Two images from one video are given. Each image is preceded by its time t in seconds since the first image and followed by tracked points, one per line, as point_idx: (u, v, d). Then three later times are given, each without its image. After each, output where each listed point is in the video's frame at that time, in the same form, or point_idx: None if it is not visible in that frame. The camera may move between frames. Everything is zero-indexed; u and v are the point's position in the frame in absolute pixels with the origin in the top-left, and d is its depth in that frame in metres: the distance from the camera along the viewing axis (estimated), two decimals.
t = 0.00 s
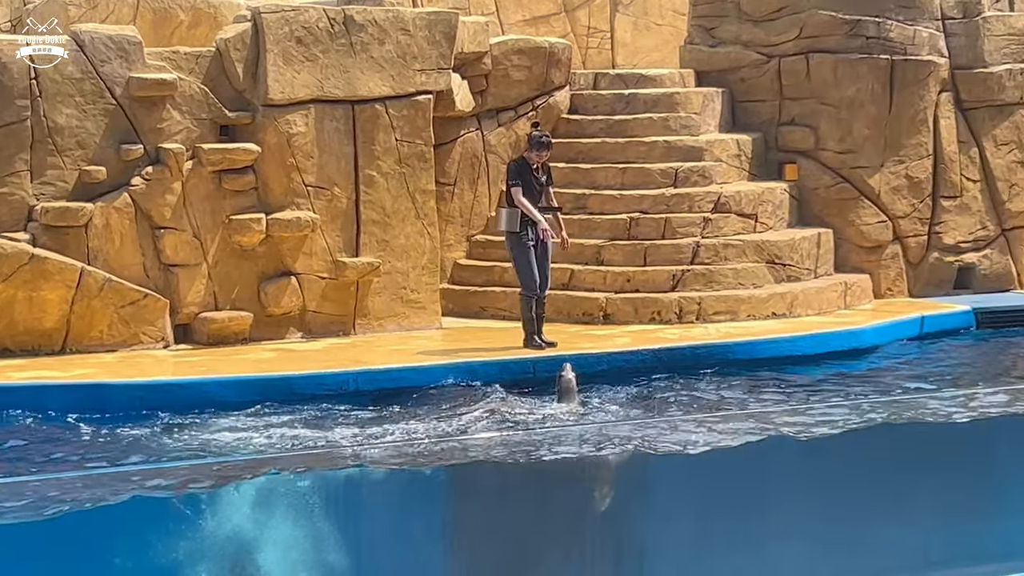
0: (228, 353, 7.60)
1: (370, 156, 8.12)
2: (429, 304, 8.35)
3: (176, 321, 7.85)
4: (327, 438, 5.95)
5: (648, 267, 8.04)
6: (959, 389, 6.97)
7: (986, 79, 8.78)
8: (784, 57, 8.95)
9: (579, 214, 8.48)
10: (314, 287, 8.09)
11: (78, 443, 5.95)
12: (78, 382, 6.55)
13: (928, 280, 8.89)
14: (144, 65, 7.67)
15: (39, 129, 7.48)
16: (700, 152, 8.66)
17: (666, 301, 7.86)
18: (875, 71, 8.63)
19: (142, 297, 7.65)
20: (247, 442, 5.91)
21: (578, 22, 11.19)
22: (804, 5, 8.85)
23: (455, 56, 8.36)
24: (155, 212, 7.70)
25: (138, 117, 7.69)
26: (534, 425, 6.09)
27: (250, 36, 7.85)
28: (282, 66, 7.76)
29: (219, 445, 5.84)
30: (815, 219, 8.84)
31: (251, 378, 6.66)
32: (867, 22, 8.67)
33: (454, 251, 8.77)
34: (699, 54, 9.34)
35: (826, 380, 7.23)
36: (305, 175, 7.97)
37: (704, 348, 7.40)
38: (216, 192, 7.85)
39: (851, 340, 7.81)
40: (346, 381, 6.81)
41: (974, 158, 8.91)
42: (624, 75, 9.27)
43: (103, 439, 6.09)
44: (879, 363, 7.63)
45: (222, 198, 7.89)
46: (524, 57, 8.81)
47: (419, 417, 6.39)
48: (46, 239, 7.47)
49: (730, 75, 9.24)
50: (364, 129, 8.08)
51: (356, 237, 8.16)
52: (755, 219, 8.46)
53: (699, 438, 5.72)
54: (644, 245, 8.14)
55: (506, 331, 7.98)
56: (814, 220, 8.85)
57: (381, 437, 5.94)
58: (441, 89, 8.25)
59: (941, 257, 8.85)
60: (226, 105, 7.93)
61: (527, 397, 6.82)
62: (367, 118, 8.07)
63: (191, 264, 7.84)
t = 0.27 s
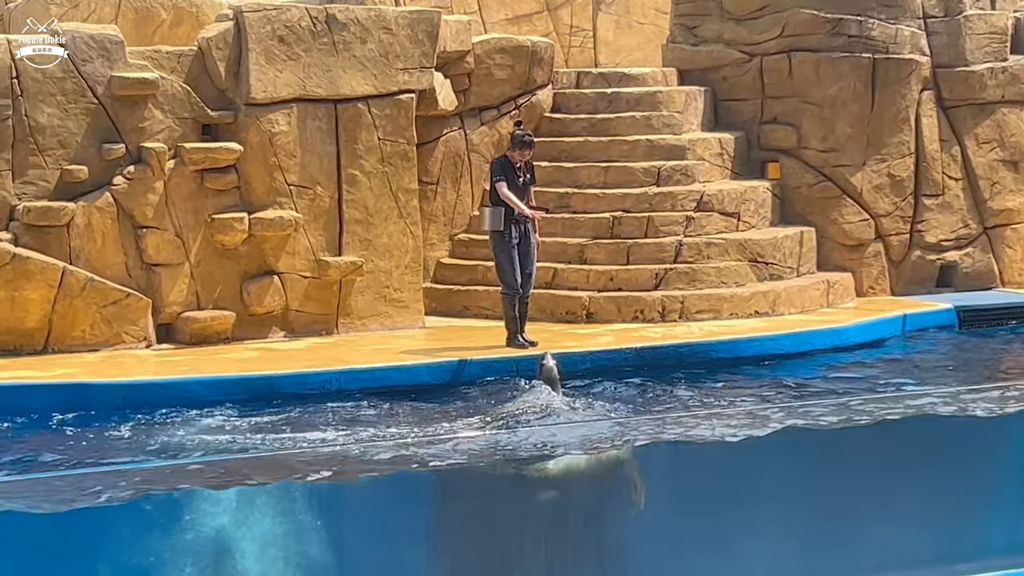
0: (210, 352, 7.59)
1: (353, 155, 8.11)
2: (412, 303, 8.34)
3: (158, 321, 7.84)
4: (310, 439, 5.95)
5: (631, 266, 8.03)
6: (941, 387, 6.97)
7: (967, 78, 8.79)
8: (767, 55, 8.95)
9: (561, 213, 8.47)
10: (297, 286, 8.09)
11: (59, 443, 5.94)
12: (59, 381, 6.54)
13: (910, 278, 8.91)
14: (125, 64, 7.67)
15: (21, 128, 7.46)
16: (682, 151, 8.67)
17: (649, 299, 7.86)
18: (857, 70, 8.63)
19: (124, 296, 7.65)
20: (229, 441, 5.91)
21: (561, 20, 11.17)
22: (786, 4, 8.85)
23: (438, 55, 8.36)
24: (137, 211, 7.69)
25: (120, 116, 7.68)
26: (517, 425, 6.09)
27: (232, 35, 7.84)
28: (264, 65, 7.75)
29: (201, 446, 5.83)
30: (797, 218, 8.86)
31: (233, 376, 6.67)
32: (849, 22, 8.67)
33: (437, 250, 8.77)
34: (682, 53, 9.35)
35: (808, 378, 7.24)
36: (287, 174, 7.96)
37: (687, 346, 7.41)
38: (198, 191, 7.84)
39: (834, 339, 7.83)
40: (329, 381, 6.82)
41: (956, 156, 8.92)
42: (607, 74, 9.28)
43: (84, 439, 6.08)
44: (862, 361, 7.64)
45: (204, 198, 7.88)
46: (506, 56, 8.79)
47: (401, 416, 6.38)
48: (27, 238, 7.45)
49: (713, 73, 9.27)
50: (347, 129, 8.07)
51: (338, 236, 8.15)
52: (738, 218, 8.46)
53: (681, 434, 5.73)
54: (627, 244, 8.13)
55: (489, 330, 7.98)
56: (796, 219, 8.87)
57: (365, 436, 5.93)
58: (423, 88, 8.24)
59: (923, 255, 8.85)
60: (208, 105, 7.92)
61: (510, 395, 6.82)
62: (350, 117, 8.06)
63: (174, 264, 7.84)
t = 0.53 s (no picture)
0: (202, 352, 7.59)
1: (346, 155, 8.11)
2: (404, 302, 8.35)
3: (151, 320, 7.84)
4: (303, 439, 5.95)
5: (624, 265, 8.02)
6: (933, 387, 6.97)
7: (959, 77, 8.80)
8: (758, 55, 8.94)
9: (554, 212, 8.46)
10: (289, 285, 8.09)
11: (50, 444, 5.94)
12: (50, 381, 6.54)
13: (902, 277, 8.89)
14: (117, 63, 7.66)
15: (12, 127, 7.46)
16: (675, 150, 8.65)
17: (642, 299, 7.85)
18: (849, 69, 8.63)
19: (116, 296, 7.64)
20: (221, 441, 5.90)
21: (553, 19, 11.17)
22: (778, 2, 8.84)
23: (430, 54, 8.35)
24: (129, 211, 7.68)
25: (112, 115, 7.67)
26: (510, 425, 6.09)
27: (224, 34, 7.83)
28: (256, 64, 7.74)
29: (193, 446, 5.82)
30: (790, 216, 8.84)
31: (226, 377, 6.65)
32: (841, 20, 8.66)
33: (430, 249, 8.76)
34: (673, 51, 9.34)
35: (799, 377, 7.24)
36: (279, 173, 7.96)
37: (679, 345, 7.41)
38: (191, 190, 7.84)
39: (826, 337, 7.83)
40: (322, 380, 6.82)
41: (947, 155, 8.93)
42: (599, 73, 9.28)
43: (76, 439, 6.08)
44: (854, 360, 7.65)
45: (197, 197, 7.88)
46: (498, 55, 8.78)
47: (393, 416, 6.38)
48: (19, 238, 7.44)
49: (705, 72, 9.25)
50: (339, 127, 8.07)
51: (331, 235, 8.15)
52: (730, 216, 8.46)
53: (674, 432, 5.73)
54: (620, 243, 8.12)
55: (482, 330, 7.97)
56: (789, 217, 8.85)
57: (359, 436, 5.93)
58: (416, 87, 8.24)
59: (915, 254, 8.85)
60: (200, 104, 7.92)
61: (503, 395, 6.82)
62: (342, 116, 8.05)
63: (166, 263, 7.83)
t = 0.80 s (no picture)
0: (208, 350, 7.66)
1: (350, 155, 8.18)
2: (408, 301, 8.43)
3: (157, 318, 7.91)
4: (308, 437, 6.01)
5: (626, 263, 8.08)
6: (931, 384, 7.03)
7: (958, 77, 8.84)
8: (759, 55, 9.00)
9: (557, 212, 8.52)
10: (294, 283, 8.15)
11: (58, 442, 6.01)
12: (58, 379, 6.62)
13: (902, 275, 8.96)
14: (124, 64, 7.73)
15: (19, 128, 7.53)
16: (676, 150, 8.71)
17: (644, 297, 7.90)
18: (848, 69, 8.69)
19: (123, 295, 7.72)
20: (228, 440, 5.96)
21: (556, 20, 11.22)
22: (778, 3, 8.89)
23: (434, 55, 8.41)
24: (135, 210, 7.76)
25: (118, 116, 7.74)
26: (515, 422, 6.14)
27: (229, 35, 7.91)
28: (261, 64, 7.81)
29: (200, 443, 5.89)
30: (790, 215, 8.91)
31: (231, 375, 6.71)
32: (841, 20, 8.71)
33: (433, 248, 8.83)
34: (674, 51, 9.41)
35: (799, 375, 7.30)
36: (284, 172, 8.03)
37: (681, 343, 7.48)
38: (197, 190, 7.91)
39: (828, 335, 7.89)
40: (326, 378, 6.89)
41: (947, 155, 8.99)
42: (601, 73, 9.34)
43: (84, 437, 6.15)
44: (854, 358, 7.71)
45: (202, 197, 7.95)
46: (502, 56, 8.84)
47: (398, 414, 6.45)
48: (26, 238, 7.52)
49: (706, 72, 9.33)
50: (343, 127, 8.13)
51: (335, 233, 8.22)
52: (731, 215, 8.52)
53: (678, 432, 5.78)
54: (622, 242, 8.18)
55: (484, 328, 8.03)
56: (790, 216, 8.92)
57: (364, 433, 6.00)
58: (419, 88, 8.30)
59: (914, 253, 8.91)
60: (205, 105, 8.00)
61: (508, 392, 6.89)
62: (347, 116, 8.12)
63: (172, 262, 7.90)
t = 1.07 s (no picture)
0: (249, 342, 8.51)
1: (377, 165, 9.01)
2: (429, 297, 9.28)
3: (202, 313, 8.74)
4: (343, 421, 6.85)
5: (626, 264, 8.90)
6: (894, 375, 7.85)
7: (928, 94, 9.67)
8: (748, 74, 9.80)
9: (564, 217, 9.34)
10: (327, 282, 9.00)
11: (122, 424, 6.83)
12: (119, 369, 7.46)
13: (877, 275, 9.76)
14: (172, 84, 8.55)
15: (78, 141, 8.34)
16: (672, 161, 9.53)
17: (642, 294, 8.73)
18: (829, 87, 9.51)
19: (172, 292, 8.55)
20: (273, 424, 6.79)
21: (563, 44, 11.84)
22: (766, 28, 9.67)
23: (452, 75, 9.24)
24: (183, 216, 8.58)
25: (167, 130, 8.58)
26: (525, 407, 6.98)
27: (268, 57, 8.73)
28: (297, 84, 8.64)
29: (248, 426, 6.72)
30: (775, 220, 9.73)
31: (268, 368, 7.64)
32: (822, 43, 9.48)
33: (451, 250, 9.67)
34: (671, 72, 10.26)
35: (779, 367, 8.12)
36: (317, 182, 8.86)
37: (675, 336, 8.31)
38: (238, 198, 8.76)
39: (809, 329, 8.72)
40: (355, 368, 7.77)
41: (918, 165, 9.80)
42: (604, 91, 10.18)
43: (143, 420, 6.97)
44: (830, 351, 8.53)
45: (243, 204, 8.80)
46: (513, 76, 9.63)
47: (422, 401, 7.28)
48: (85, 240, 8.33)
49: (699, 91, 10.15)
50: (371, 141, 8.96)
51: (363, 237, 9.05)
52: (722, 220, 9.35)
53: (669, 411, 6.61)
54: (623, 245, 9.01)
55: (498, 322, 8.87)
56: (774, 221, 9.73)
57: (393, 416, 6.84)
58: (439, 105, 9.13)
59: (888, 254, 9.72)
60: (246, 120, 8.83)
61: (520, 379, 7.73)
62: (374, 131, 8.96)
63: (216, 262, 8.73)
